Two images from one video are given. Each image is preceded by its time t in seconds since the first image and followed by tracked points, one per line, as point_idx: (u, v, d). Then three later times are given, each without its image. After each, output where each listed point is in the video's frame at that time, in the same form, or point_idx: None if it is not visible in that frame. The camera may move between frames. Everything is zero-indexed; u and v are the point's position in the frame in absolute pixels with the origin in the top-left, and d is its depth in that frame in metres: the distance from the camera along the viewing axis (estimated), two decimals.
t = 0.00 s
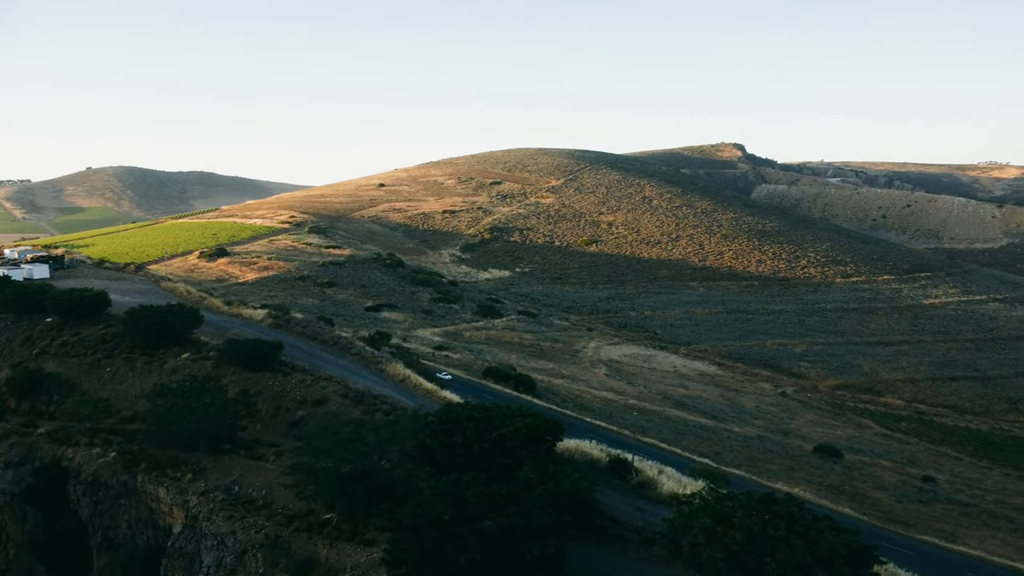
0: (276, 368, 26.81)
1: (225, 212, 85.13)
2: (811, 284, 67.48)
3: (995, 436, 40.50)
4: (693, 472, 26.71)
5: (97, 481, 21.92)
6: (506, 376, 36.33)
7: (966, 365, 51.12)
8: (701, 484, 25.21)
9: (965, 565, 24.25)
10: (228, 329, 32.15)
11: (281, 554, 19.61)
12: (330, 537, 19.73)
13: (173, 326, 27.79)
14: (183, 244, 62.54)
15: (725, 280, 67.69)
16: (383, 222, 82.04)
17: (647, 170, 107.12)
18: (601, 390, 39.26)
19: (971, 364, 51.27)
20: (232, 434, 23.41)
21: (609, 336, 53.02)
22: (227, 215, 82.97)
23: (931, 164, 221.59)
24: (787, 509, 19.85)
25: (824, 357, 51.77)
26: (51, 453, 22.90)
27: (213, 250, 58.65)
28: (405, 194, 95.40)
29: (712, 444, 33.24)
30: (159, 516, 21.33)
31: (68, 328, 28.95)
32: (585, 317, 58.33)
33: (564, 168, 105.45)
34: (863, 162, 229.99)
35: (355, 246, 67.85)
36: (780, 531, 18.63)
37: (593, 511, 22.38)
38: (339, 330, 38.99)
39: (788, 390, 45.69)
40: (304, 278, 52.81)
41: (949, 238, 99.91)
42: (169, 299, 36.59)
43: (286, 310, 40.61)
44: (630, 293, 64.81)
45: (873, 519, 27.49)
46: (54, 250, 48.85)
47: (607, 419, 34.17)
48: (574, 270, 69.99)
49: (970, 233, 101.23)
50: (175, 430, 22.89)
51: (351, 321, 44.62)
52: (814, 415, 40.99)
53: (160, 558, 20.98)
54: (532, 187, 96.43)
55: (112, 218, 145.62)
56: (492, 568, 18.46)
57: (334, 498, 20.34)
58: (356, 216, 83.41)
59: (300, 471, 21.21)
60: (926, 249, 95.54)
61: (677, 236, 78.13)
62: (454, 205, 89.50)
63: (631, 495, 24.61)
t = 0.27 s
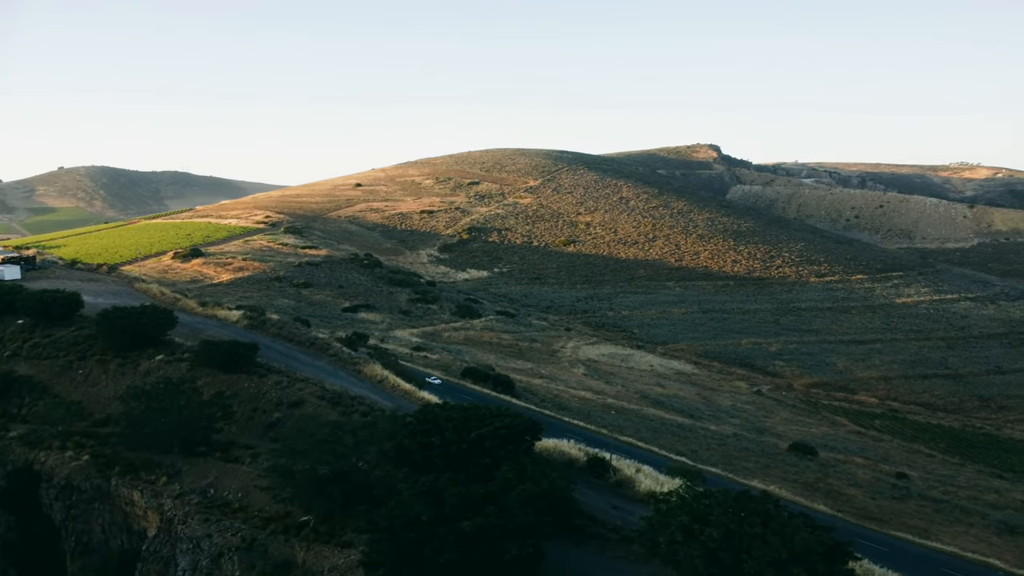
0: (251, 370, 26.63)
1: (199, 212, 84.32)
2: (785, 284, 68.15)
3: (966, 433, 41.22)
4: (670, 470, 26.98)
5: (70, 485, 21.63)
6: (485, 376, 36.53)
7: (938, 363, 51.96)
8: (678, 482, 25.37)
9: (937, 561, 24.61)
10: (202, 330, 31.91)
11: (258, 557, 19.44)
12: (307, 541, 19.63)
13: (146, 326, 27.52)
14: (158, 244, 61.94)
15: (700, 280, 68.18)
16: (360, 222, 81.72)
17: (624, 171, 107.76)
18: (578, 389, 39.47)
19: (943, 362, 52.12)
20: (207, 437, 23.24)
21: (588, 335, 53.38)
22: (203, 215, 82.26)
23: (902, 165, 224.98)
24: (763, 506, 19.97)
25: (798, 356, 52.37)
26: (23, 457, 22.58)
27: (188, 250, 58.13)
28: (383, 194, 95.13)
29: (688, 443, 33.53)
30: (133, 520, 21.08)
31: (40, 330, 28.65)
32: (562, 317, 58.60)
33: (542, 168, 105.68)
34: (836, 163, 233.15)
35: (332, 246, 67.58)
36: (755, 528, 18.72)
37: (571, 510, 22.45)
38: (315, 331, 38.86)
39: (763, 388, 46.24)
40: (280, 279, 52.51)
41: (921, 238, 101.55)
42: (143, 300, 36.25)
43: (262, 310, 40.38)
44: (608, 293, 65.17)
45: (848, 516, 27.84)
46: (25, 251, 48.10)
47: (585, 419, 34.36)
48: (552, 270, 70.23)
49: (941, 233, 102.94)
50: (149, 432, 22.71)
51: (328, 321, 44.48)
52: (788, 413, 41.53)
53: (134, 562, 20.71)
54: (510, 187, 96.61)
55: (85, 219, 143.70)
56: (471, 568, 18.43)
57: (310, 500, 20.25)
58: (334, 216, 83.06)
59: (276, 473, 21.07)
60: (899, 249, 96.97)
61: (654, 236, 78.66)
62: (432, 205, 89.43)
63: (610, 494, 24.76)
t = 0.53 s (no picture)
0: (226, 371, 26.43)
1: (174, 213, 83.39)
2: (760, 284, 68.79)
3: (937, 430, 41.93)
4: (647, 468, 27.27)
5: (42, 489, 21.29)
6: (463, 377, 36.60)
7: (910, 361, 52.81)
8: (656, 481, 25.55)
9: (910, 556, 25.00)
10: (176, 332, 31.61)
11: (235, 560, 19.27)
12: (284, 543, 19.49)
13: (119, 328, 27.27)
14: (131, 245, 61.15)
15: (677, 280, 68.63)
16: (337, 222, 81.31)
17: (602, 171, 108.26)
18: (555, 389, 39.64)
19: (916, 360, 52.96)
20: (182, 439, 23.03)
21: (566, 335, 53.64)
22: (178, 215, 81.35)
23: (875, 166, 228.24)
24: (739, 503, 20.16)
25: (774, 355, 52.93)
26: None
27: (162, 251, 57.48)
28: (361, 194, 94.73)
29: (665, 441, 33.79)
30: (107, 524, 20.82)
31: (10, 332, 28.23)
32: (539, 317, 58.79)
33: (520, 168, 105.88)
34: (811, 164, 236.02)
35: (309, 246, 67.22)
36: (732, 525, 18.89)
37: (550, 509, 22.54)
38: (291, 332, 38.65)
39: (738, 386, 46.73)
40: (256, 280, 52.12)
41: (893, 238, 103.13)
42: (115, 302, 35.85)
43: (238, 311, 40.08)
44: (586, 293, 65.47)
45: (823, 513, 28.21)
46: None
47: (563, 419, 34.52)
48: (531, 270, 70.42)
49: (913, 233, 104.60)
50: (123, 435, 22.46)
51: (304, 322, 44.25)
52: (762, 411, 41.99)
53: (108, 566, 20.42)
54: (489, 187, 96.68)
55: (57, 219, 141.47)
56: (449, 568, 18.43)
57: (287, 503, 20.12)
58: (312, 217, 82.56)
59: (252, 475, 20.92)
60: (872, 249, 98.36)
61: (632, 236, 79.13)
62: (410, 205, 89.27)
63: (588, 494, 24.90)
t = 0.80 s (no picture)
0: (199, 373, 26.20)
1: (145, 213, 82.29)
2: (733, 284, 69.46)
3: (907, 427, 42.68)
4: (622, 467, 27.55)
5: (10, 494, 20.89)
6: (439, 377, 36.62)
7: (881, 359, 53.71)
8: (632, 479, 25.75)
9: (880, 551, 25.42)
10: (147, 333, 31.24)
11: (208, 564, 19.07)
12: (258, 547, 19.34)
13: (90, 331, 26.94)
14: (101, 246, 60.24)
15: (651, 280, 69.12)
16: (311, 222, 80.75)
17: (578, 172, 108.74)
18: (531, 389, 39.76)
19: (886, 358, 53.88)
20: (154, 442, 22.77)
21: (542, 335, 53.84)
22: (150, 216, 80.28)
23: (846, 167, 231.43)
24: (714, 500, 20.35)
25: (747, 354, 53.55)
26: None
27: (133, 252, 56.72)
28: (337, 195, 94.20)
29: (640, 440, 34.05)
30: (77, 529, 20.50)
31: None
32: (515, 318, 58.94)
33: (496, 169, 106.00)
34: (783, 166, 238.91)
35: (284, 247, 66.74)
36: (707, 522, 19.07)
37: (526, 509, 22.61)
38: (265, 333, 38.36)
39: (711, 385, 47.25)
40: (229, 281, 51.65)
41: (864, 238, 104.82)
42: (85, 303, 35.36)
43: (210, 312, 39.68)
44: (562, 293, 65.73)
45: (796, 510, 28.61)
46: None
47: (539, 419, 34.65)
48: (507, 271, 70.55)
49: (883, 233, 106.35)
50: (94, 438, 22.15)
51: (278, 324, 43.95)
52: (735, 409, 42.50)
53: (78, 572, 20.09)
54: (465, 187, 96.68)
55: (24, 220, 138.89)
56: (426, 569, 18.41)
57: (261, 506, 19.97)
58: (287, 217, 81.95)
59: (225, 478, 20.76)
60: (843, 249, 99.83)
61: (608, 236, 79.56)
62: (386, 205, 89.02)
63: (565, 494, 25.02)
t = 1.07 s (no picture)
0: (173, 375, 25.92)
1: (118, 213, 81.14)
2: (709, 284, 70.06)
3: (881, 425, 43.35)
4: (600, 467, 27.70)
5: None
6: (417, 378, 36.58)
7: (854, 358, 54.50)
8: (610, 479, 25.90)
9: (855, 548, 25.80)
10: (120, 335, 30.85)
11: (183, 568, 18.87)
12: (234, 550, 19.17)
13: (62, 332, 26.60)
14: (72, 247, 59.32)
15: (629, 280, 69.51)
16: (287, 223, 80.14)
17: (555, 173, 109.07)
18: (509, 389, 39.84)
19: (859, 357, 54.67)
20: (128, 445, 22.50)
21: (520, 335, 53.95)
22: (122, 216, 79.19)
23: (819, 168, 234.37)
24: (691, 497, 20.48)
25: (723, 353, 54.07)
26: None
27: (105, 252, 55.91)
28: (314, 194, 93.59)
29: (617, 439, 34.26)
30: (50, 533, 20.20)
31: None
32: (493, 318, 59.01)
33: (474, 169, 106.00)
34: (758, 167, 241.43)
35: (259, 247, 66.18)
36: (684, 520, 19.20)
37: (505, 509, 22.63)
38: (240, 335, 38.03)
39: (687, 384, 47.67)
40: (203, 281, 51.13)
41: (837, 239, 106.28)
42: (56, 305, 34.83)
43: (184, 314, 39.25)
44: (540, 293, 65.90)
45: (772, 507, 28.95)
46: None
47: (517, 419, 34.73)
48: (484, 271, 70.59)
49: (857, 233, 107.91)
50: (67, 441, 21.86)
51: (253, 325, 43.59)
52: (710, 407, 42.90)
53: None
54: (442, 187, 96.56)
55: None
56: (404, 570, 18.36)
57: (237, 509, 19.80)
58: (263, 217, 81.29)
59: (201, 481, 20.56)
60: (817, 249, 101.12)
61: (585, 237, 79.89)
62: (363, 205, 88.77)
63: (543, 494, 25.08)
